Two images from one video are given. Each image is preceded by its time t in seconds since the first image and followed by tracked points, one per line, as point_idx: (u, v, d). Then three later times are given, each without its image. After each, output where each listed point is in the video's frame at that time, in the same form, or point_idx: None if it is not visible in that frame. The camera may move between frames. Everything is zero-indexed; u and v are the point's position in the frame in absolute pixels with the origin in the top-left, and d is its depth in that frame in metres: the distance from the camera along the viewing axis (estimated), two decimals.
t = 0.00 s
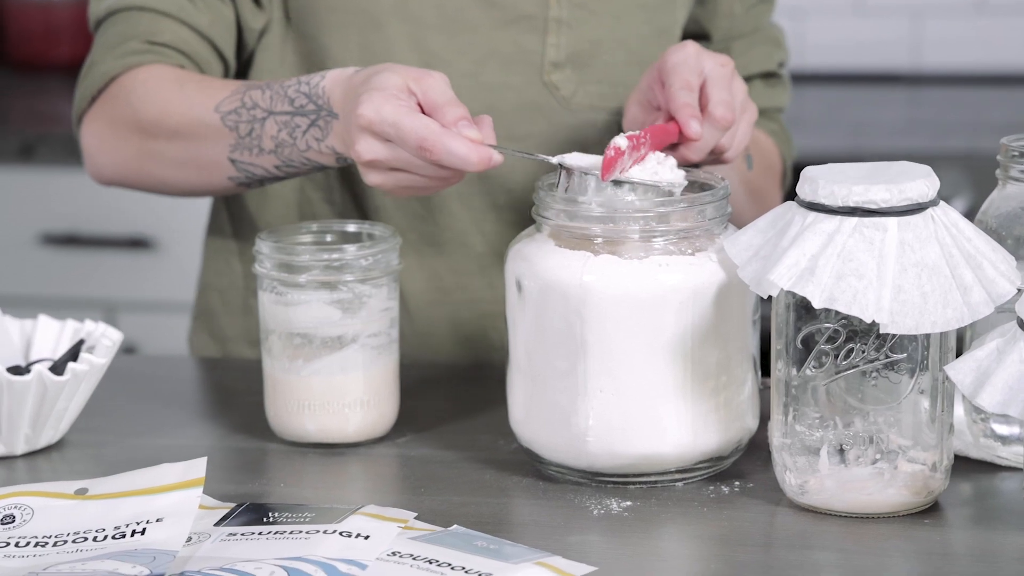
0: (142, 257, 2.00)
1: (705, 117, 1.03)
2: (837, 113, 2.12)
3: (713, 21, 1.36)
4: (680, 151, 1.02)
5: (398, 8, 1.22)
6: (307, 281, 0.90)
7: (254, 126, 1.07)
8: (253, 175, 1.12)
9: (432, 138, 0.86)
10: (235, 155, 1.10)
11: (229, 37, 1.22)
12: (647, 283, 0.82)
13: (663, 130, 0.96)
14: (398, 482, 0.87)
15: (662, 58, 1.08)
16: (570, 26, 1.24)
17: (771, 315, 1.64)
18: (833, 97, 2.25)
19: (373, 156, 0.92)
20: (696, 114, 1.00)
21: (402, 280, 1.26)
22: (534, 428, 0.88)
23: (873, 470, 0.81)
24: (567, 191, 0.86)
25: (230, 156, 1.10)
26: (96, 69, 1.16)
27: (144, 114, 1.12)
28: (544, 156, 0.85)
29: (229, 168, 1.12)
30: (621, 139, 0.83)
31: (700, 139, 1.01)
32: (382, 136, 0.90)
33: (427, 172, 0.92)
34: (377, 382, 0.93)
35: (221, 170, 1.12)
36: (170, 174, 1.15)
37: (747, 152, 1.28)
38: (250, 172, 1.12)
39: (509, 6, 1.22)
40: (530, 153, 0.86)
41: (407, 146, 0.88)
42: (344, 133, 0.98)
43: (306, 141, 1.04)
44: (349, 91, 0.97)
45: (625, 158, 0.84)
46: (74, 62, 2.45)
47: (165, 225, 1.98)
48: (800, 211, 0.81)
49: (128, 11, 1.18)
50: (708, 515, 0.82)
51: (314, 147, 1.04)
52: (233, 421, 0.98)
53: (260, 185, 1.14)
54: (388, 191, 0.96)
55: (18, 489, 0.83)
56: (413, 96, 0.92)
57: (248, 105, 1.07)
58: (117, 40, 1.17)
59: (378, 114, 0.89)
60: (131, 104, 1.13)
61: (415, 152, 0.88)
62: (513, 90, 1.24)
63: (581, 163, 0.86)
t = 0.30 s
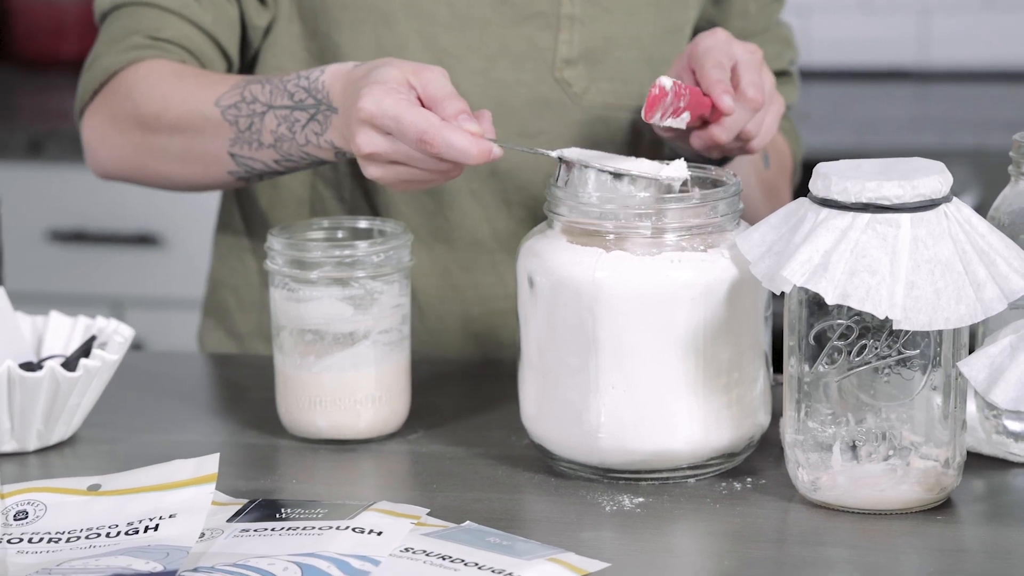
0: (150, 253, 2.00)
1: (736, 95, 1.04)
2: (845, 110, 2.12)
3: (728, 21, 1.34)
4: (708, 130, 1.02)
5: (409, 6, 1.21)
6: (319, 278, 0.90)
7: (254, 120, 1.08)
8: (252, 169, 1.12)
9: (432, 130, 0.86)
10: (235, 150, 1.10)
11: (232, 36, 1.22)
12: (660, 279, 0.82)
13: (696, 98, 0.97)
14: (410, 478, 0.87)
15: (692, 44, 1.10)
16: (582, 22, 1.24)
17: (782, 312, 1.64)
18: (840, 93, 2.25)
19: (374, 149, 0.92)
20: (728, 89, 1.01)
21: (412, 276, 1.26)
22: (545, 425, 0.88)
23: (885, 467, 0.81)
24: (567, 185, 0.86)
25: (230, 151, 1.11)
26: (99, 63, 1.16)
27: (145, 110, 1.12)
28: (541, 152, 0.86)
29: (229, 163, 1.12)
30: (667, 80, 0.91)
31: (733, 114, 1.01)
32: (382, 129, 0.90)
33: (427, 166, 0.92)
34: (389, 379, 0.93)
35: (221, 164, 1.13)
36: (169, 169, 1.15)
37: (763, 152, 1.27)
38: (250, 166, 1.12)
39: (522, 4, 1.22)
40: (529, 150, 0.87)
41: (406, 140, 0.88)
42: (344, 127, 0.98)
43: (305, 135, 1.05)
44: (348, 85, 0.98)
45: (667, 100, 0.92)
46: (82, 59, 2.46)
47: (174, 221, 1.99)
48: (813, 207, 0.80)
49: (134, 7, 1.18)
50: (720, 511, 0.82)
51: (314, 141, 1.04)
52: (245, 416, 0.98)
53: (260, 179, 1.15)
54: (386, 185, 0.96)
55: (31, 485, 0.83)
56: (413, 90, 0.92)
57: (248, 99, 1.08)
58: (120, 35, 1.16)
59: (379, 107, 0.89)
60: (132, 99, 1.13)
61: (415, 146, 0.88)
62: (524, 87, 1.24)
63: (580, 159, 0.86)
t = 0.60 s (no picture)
0: (156, 250, 2.01)
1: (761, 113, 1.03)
2: (851, 107, 2.12)
3: (739, 21, 1.34)
4: (733, 146, 1.01)
5: (419, 3, 1.21)
6: (329, 274, 0.90)
7: (263, 114, 1.08)
8: (262, 163, 1.12)
9: (438, 120, 0.85)
10: (244, 144, 1.10)
11: (241, 34, 1.22)
12: (670, 275, 0.82)
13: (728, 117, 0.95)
14: (420, 475, 0.87)
15: (715, 59, 1.08)
16: (593, 20, 1.24)
17: (791, 309, 1.65)
18: (846, 91, 2.25)
19: (381, 138, 0.92)
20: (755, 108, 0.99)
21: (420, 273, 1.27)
22: (555, 422, 0.88)
23: (896, 463, 0.81)
24: (575, 171, 0.86)
25: (239, 145, 1.11)
26: (108, 61, 1.16)
27: (154, 106, 1.12)
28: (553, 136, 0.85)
29: (240, 156, 1.12)
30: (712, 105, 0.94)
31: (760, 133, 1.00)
32: (388, 118, 0.90)
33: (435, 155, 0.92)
34: (398, 376, 0.93)
35: (231, 159, 1.13)
36: (179, 164, 1.15)
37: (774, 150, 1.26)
38: (260, 160, 1.12)
39: (533, 1, 1.22)
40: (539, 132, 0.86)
41: (413, 129, 0.88)
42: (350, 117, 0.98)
43: (314, 128, 1.04)
44: (354, 74, 0.97)
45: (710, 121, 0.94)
46: (88, 57, 2.47)
47: (181, 218, 1.99)
48: (824, 204, 0.80)
49: (143, 5, 1.18)
50: (731, 508, 0.82)
51: (323, 133, 1.04)
52: (255, 413, 0.98)
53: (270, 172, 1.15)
54: (396, 173, 0.97)
55: (41, 482, 0.83)
56: (419, 78, 0.92)
57: (256, 93, 1.08)
58: (130, 32, 1.17)
59: (384, 97, 0.89)
60: (141, 95, 1.13)
61: (421, 135, 0.88)
62: (535, 84, 1.24)
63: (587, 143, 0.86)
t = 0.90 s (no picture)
0: (158, 249, 2.01)
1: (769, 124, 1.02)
2: (852, 106, 2.12)
3: (742, 22, 1.34)
4: (742, 158, 1.00)
5: (422, 4, 1.21)
6: (332, 275, 0.90)
7: (264, 112, 1.08)
8: (266, 161, 1.12)
9: (435, 115, 0.85)
10: (247, 143, 1.10)
11: (244, 35, 1.22)
12: (674, 277, 0.82)
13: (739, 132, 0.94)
14: (423, 475, 0.87)
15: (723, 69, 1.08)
16: (597, 21, 1.24)
17: (794, 308, 1.65)
18: (847, 90, 2.25)
19: (380, 134, 0.92)
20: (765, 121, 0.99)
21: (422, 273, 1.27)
22: (559, 422, 0.88)
23: (899, 464, 0.81)
24: (575, 156, 0.86)
25: (242, 144, 1.11)
26: (110, 62, 1.16)
27: (156, 107, 1.12)
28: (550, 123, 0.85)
29: (243, 156, 1.12)
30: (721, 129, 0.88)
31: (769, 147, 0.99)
32: (386, 114, 0.90)
33: (435, 147, 0.93)
34: (401, 376, 0.93)
35: (233, 159, 1.13)
36: (182, 165, 1.15)
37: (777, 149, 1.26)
38: (263, 158, 1.12)
39: (536, 1, 1.21)
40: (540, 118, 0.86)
41: (411, 124, 0.88)
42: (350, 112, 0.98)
43: (316, 125, 1.05)
44: (352, 70, 0.97)
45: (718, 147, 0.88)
46: (89, 56, 2.47)
47: (183, 217, 1.99)
48: (827, 205, 0.80)
49: (146, 6, 1.18)
50: (734, 509, 0.82)
51: (326, 130, 1.04)
52: (258, 413, 0.98)
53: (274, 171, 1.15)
54: (397, 168, 0.97)
55: (45, 483, 0.83)
56: (417, 73, 0.92)
57: (257, 92, 1.08)
58: (132, 33, 1.17)
59: (381, 94, 0.89)
60: (143, 96, 1.13)
61: (420, 130, 0.88)
62: (538, 85, 1.24)
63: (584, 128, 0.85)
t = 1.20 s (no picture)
0: (156, 249, 2.01)
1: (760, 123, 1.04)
2: (849, 105, 2.12)
3: (740, 23, 1.34)
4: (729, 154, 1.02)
5: (419, 5, 1.21)
6: (330, 275, 0.90)
7: (250, 105, 1.08)
8: (253, 153, 1.12)
9: (414, 99, 0.87)
10: (234, 135, 1.11)
11: (238, 35, 1.22)
12: (671, 277, 0.82)
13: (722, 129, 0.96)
14: (421, 476, 0.87)
15: (718, 66, 1.08)
16: (594, 23, 1.23)
17: (791, 308, 1.65)
18: (845, 89, 2.26)
19: (361, 122, 0.93)
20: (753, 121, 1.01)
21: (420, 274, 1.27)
22: (557, 423, 0.88)
23: (896, 464, 0.81)
24: (557, 132, 0.89)
25: (229, 137, 1.11)
26: (102, 61, 1.17)
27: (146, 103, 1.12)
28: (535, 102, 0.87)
29: (229, 149, 1.12)
30: (694, 121, 0.92)
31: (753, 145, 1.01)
32: (366, 102, 0.91)
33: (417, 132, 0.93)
34: (399, 377, 0.93)
35: (221, 152, 1.13)
36: (172, 160, 1.15)
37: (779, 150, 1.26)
38: (251, 151, 1.12)
39: (535, 3, 1.21)
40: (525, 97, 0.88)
41: (391, 110, 0.89)
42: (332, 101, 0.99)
43: (300, 115, 1.05)
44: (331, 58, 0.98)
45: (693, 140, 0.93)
46: (86, 55, 2.47)
47: (180, 217, 1.99)
48: (824, 206, 0.80)
49: (137, 5, 1.19)
50: (732, 509, 0.82)
51: (310, 120, 1.04)
52: (256, 414, 0.98)
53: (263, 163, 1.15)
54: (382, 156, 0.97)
55: (43, 484, 0.83)
56: (395, 59, 0.93)
57: (241, 85, 1.08)
58: (124, 32, 1.17)
59: (359, 82, 0.90)
60: (132, 93, 1.13)
61: (400, 115, 0.90)
62: (535, 86, 1.24)
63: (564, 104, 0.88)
